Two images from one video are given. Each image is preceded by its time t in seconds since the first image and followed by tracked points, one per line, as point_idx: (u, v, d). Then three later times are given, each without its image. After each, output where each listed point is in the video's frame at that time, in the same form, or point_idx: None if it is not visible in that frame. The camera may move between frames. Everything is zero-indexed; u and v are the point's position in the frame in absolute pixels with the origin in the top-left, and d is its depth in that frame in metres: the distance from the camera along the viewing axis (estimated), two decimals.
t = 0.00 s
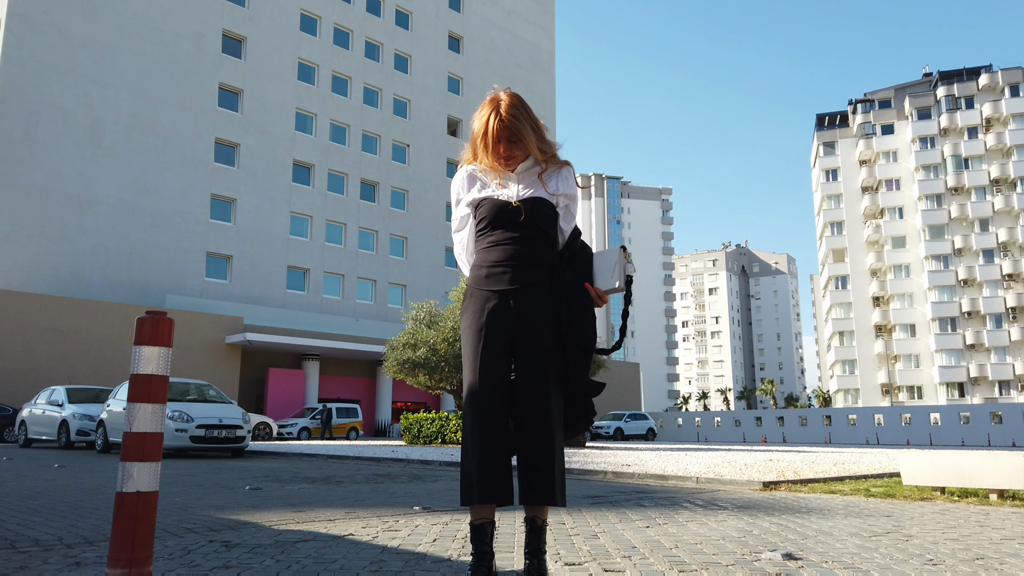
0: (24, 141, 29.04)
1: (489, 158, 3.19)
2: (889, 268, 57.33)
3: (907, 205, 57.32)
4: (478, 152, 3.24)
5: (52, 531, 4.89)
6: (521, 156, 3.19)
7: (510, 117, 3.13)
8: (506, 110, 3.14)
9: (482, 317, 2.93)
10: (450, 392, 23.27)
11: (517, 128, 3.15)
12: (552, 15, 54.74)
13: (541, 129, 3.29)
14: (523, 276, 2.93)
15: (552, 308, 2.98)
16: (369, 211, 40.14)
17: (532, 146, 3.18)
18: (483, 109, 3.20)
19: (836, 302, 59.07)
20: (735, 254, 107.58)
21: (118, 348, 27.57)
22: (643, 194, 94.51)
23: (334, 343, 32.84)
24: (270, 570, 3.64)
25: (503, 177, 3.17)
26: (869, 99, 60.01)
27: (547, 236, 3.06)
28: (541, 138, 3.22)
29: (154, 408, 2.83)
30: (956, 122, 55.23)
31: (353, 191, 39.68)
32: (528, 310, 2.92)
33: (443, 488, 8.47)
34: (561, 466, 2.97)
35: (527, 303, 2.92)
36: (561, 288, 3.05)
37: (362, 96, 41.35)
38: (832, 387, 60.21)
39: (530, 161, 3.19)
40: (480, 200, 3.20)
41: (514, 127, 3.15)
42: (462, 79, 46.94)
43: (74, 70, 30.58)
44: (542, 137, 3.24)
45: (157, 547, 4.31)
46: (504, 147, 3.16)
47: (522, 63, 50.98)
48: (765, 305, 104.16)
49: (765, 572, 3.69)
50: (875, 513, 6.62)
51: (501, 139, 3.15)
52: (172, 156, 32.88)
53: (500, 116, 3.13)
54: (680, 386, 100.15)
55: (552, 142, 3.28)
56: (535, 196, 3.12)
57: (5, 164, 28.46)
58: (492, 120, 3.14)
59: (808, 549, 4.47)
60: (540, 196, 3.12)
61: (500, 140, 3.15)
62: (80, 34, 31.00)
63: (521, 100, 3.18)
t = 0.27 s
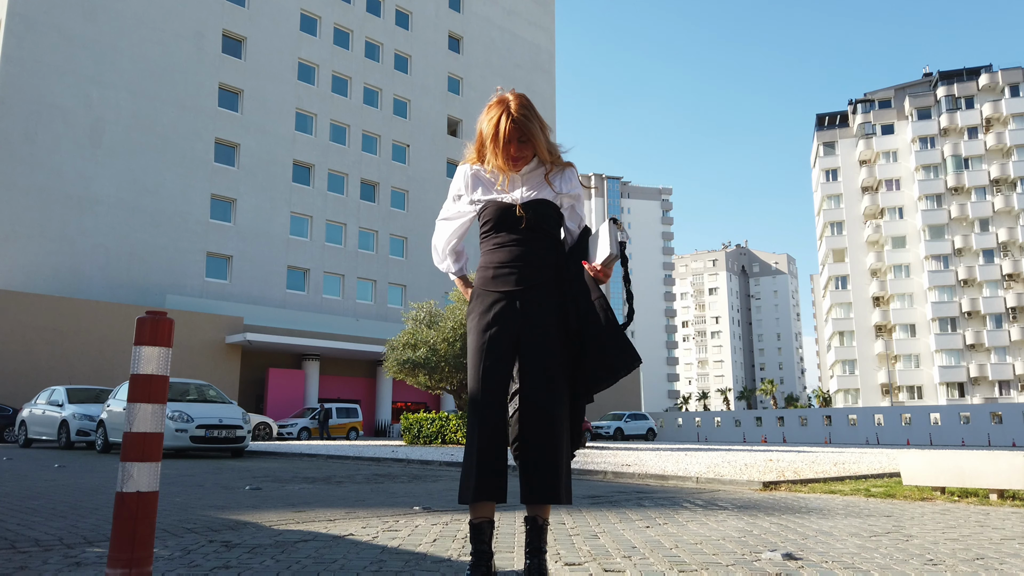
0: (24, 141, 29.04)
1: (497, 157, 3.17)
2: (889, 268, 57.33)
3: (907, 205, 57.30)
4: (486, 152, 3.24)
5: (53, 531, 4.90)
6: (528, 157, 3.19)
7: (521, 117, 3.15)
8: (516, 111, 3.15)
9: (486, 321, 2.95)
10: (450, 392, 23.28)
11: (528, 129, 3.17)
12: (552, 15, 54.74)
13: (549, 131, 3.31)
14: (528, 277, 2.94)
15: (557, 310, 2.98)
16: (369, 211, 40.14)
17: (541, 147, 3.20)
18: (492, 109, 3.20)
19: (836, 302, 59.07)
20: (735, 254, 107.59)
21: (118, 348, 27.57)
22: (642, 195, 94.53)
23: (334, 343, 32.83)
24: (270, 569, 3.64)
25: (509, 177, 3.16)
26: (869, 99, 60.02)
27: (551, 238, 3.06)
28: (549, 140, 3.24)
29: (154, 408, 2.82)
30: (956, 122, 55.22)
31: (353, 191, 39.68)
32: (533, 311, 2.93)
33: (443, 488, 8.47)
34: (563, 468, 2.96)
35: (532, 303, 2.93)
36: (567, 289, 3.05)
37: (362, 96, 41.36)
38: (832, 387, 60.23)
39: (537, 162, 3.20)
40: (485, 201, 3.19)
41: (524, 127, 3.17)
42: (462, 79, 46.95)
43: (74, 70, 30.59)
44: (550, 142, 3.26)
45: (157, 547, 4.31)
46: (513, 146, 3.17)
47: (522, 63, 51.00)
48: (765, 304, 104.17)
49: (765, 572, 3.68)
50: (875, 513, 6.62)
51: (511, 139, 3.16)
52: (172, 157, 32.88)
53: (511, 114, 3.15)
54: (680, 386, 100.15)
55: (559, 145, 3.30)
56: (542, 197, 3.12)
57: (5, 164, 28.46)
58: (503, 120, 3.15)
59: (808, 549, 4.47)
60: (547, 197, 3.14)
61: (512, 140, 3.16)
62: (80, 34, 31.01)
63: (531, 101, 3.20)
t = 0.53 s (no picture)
0: (23, 141, 29.03)
1: (510, 153, 3.17)
2: (889, 268, 57.35)
3: (907, 205, 57.30)
4: (497, 152, 3.24)
5: (53, 531, 4.90)
6: (540, 156, 3.20)
7: (536, 114, 3.17)
8: (527, 109, 3.16)
9: (491, 323, 2.95)
10: (450, 392, 23.30)
11: (543, 128, 3.19)
12: (552, 15, 54.73)
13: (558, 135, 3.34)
14: (534, 279, 2.94)
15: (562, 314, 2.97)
16: (369, 211, 40.14)
17: (551, 147, 3.22)
18: (502, 108, 3.20)
19: (836, 302, 59.11)
20: (735, 255, 107.61)
21: (118, 348, 27.56)
22: (642, 195, 94.52)
23: (334, 343, 32.83)
24: (270, 569, 3.65)
25: (520, 175, 3.16)
26: (869, 99, 60.01)
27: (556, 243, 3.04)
28: (560, 141, 3.27)
29: (154, 408, 2.83)
30: (956, 122, 55.22)
31: (353, 191, 39.68)
32: (539, 311, 2.94)
33: (443, 489, 8.48)
34: (568, 470, 2.92)
35: (539, 305, 2.94)
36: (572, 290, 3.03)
37: (362, 96, 41.37)
38: (832, 387, 60.26)
39: (548, 162, 3.22)
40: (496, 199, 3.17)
41: (539, 126, 3.19)
42: (462, 79, 46.94)
43: (74, 70, 30.58)
44: (561, 143, 3.28)
45: (157, 547, 4.31)
46: (527, 142, 3.17)
47: (522, 64, 51.00)
48: (765, 305, 104.19)
49: (765, 571, 3.68)
50: (875, 513, 6.63)
51: (524, 136, 3.16)
52: (172, 156, 32.88)
53: (526, 111, 3.16)
54: (680, 386, 100.21)
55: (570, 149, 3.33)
56: (551, 197, 3.13)
57: (5, 164, 28.46)
58: (518, 116, 3.15)
59: (808, 549, 4.48)
60: (556, 197, 3.16)
61: (526, 137, 3.16)
62: (80, 34, 31.00)
63: (543, 101, 3.24)
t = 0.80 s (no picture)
0: (24, 142, 29.03)
1: (518, 149, 3.15)
2: (889, 268, 57.37)
3: (908, 205, 57.30)
4: (503, 148, 3.22)
5: (53, 531, 4.90)
6: (545, 152, 3.21)
7: (542, 110, 3.18)
8: (534, 106, 3.17)
9: (499, 324, 2.94)
10: (450, 392, 23.31)
11: (550, 126, 3.21)
12: (552, 15, 54.74)
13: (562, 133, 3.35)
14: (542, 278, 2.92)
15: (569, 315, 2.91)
16: (369, 211, 40.14)
17: (559, 142, 3.24)
18: (510, 104, 3.20)
19: (837, 302, 59.13)
20: (735, 255, 107.64)
21: (118, 348, 27.56)
22: (642, 195, 94.50)
23: (334, 343, 32.83)
24: (270, 569, 3.64)
25: (530, 172, 3.14)
26: (869, 99, 60.00)
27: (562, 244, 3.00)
28: (565, 139, 3.28)
29: (154, 408, 2.83)
30: (956, 122, 55.21)
31: (353, 191, 39.69)
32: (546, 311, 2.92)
33: (444, 489, 8.48)
34: (574, 471, 2.90)
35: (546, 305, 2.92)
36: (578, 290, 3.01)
37: (362, 97, 41.37)
38: (832, 387, 60.29)
39: (554, 162, 3.24)
40: (506, 197, 3.15)
41: (545, 122, 3.20)
42: (462, 79, 46.94)
43: (74, 70, 30.57)
44: (568, 142, 3.30)
45: (157, 547, 4.31)
46: (534, 138, 3.17)
47: (522, 64, 51.02)
48: (765, 304, 104.20)
49: (765, 572, 3.68)
50: (875, 513, 6.63)
51: (532, 131, 3.17)
52: (172, 156, 32.88)
53: (531, 106, 3.17)
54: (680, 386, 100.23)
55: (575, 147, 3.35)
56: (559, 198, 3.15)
57: (5, 164, 28.45)
58: (526, 111, 3.16)
59: (808, 549, 4.48)
60: (563, 197, 3.18)
61: (533, 133, 3.16)
62: (80, 34, 31.00)
63: (548, 99, 3.25)
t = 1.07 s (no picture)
0: (23, 141, 29.03)
1: (522, 145, 3.17)
2: (889, 268, 57.38)
3: (908, 205, 57.28)
4: (507, 143, 3.23)
5: (54, 530, 4.90)
6: (548, 146, 3.22)
7: (544, 104, 3.20)
8: (541, 101, 3.19)
9: (498, 324, 2.95)
10: (450, 392, 23.31)
11: (553, 120, 3.24)
12: (552, 15, 54.74)
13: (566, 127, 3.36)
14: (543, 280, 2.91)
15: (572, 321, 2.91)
16: (369, 211, 40.14)
17: (560, 138, 3.26)
18: (515, 100, 3.21)
19: (837, 302, 59.15)
20: (735, 255, 107.67)
21: (118, 348, 27.56)
22: (643, 194, 94.48)
23: (334, 343, 32.84)
24: (270, 569, 3.65)
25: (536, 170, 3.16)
26: (869, 99, 60.00)
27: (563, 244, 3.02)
28: (567, 133, 3.30)
29: (154, 408, 2.83)
30: (956, 122, 55.18)
31: (353, 191, 39.69)
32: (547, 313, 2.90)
33: (444, 489, 8.48)
34: (575, 471, 2.90)
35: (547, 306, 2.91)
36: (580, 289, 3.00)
37: (362, 96, 41.37)
38: (832, 387, 60.32)
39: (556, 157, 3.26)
40: (509, 195, 3.15)
41: (548, 114, 3.22)
42: (462, 79, 46.94)
43: (74, 70, 30.58)
44: (572, 135, 3.32)
45: (157, 547, 4.31)
46: (537, 131, 3.19)
47: (522, 64, 51.02)
48: (765, 304, 104.21)
49: (765, 572, 3.68)
50: (876, 513, 6.62)
51: (535, 125, 3.18)
52: (172, 156, 32.87)
53: (534, 100, 3.18)
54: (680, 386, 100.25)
55: (579, 140, 3.36)
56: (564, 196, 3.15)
57: (4, 164, 28.44)
58: (528, 105, 3.17)
59: (808, 549, 4.47)
60: (567, 194, 3.17)
61: (537, 127, 3.18)
62: (80, 34, 31.00)
63: (551, 93, 3.26)
